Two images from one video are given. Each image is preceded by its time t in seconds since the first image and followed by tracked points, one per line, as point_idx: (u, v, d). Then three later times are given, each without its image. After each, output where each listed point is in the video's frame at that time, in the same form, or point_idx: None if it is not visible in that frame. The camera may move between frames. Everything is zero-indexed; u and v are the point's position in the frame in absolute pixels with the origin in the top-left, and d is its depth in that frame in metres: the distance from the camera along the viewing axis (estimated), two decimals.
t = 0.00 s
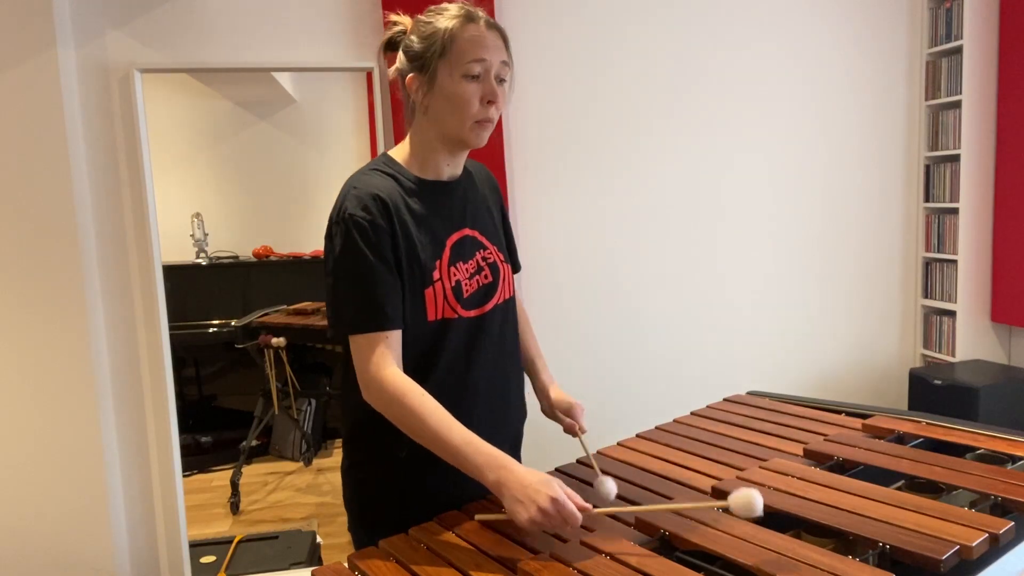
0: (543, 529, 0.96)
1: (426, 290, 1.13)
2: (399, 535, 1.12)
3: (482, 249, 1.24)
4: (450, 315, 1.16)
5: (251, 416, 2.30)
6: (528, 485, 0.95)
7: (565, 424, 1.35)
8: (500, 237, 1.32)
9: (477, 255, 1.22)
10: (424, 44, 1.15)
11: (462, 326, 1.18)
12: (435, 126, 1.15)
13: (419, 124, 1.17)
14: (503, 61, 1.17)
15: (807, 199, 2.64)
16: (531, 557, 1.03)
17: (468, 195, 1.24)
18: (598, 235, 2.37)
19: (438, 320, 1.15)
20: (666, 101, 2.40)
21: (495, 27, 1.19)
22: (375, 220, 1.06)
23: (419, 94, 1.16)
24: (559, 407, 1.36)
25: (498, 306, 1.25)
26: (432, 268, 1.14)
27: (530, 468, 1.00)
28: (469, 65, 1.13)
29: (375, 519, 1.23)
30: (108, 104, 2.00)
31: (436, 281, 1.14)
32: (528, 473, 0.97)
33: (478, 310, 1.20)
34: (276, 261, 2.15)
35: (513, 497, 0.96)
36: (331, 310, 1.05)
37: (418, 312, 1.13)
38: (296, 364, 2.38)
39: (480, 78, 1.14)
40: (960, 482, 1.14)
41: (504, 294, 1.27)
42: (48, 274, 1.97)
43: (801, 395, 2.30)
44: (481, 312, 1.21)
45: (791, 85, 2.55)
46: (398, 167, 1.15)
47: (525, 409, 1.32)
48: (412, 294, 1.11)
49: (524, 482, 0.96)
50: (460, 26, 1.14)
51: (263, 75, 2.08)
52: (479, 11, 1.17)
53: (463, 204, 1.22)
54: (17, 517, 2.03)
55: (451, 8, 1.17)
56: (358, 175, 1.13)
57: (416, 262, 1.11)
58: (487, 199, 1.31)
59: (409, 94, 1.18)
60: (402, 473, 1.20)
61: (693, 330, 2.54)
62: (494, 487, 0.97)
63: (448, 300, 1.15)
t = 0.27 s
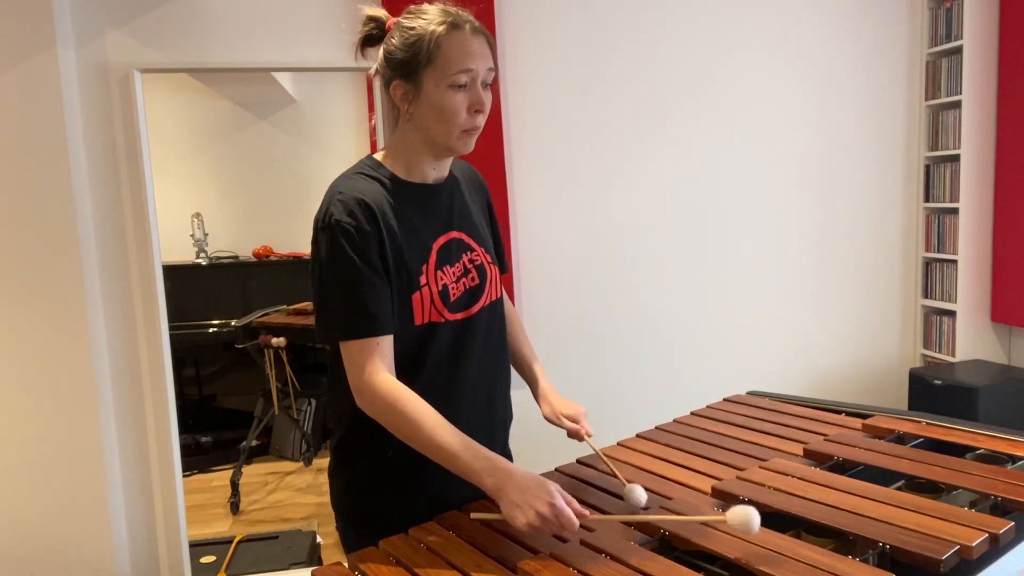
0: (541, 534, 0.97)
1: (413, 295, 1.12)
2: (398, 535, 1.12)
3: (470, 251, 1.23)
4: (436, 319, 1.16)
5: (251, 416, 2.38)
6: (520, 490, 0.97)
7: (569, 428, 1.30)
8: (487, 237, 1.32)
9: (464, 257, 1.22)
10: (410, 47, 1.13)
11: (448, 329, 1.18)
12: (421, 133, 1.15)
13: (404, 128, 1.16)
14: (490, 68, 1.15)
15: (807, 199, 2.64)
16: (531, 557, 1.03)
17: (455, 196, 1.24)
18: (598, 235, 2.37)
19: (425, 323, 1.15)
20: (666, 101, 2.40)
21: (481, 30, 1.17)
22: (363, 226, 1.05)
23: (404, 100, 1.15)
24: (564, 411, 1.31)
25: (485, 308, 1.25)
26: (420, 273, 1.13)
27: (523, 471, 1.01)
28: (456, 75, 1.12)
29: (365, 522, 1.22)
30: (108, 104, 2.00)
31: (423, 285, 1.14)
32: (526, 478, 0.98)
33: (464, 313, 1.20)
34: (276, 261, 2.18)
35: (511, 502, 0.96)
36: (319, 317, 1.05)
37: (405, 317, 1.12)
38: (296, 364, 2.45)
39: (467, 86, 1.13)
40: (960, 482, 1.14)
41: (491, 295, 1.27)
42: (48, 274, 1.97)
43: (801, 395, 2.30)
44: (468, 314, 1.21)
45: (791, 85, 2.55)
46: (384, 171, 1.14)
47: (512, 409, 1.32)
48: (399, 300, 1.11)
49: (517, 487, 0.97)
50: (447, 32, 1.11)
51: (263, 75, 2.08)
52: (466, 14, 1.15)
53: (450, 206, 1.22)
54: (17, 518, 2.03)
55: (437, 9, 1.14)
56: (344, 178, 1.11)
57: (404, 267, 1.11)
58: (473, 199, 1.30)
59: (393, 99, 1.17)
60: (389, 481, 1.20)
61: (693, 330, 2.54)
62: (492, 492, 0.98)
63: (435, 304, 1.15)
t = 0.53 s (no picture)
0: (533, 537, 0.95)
1: (432, 292, 1.12)
2: (398, 535, 1.12)
3: (488, 249, 1.23)
4: (456, 316, 1.15)
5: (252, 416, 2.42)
6: (517, 493, 0.95)
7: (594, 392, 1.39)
8: (507, 235, 1.31)
9: (483, 254, 1.21)
10: (436, 57, 1.11)
11: (467, 326, 1.17)
12: (441, 142, 1.15)
13: (425, 135, 1.16)
14: (515, 83, 1.14)
15: (807, 199, 2.64)
16: (531, 557, 1.04)
17: (474, 194, 1.23)
18: (597, 235, 2.37)
19: (445, 320, 1.14)
20: (665, 101, 2.40)
21: (508, 42, 1.15)
22: (381, 225, 1.06)
23: (427, 107, 1.14)
24: (585, 379, 1.40)
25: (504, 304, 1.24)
26: (440, 270, 1.13)
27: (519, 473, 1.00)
28: (481, 91, 1.10)
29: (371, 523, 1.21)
30: (108, 104, 2.00)
31: (443, 282, 1.13)
32: (524, 484, 0.96)
33: (484, 310, 1.20)
34: (276, 261, 2.21)
35: (504, 506, 0.95)
36: (336, 315, 1.05)
37: (425, 314, 1.12)
38: (296, 364, 2.48)
39: (491, 101, 1.12)
40: (960, 483, 1.14)
41: (510, 292, 1.26)
42: (48, 274, 1.97)
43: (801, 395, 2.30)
44: (487, 311, 1.20)
45: (791, 85, 2.55)
46: (404, 173, 1.14)
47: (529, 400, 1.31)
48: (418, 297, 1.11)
49: (513, 491, 0.95)
50: (475, 47, 1.09)
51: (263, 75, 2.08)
52: (494, 26, 1.12)
53: (469, 204, 1.21)
54: (17, 518, 2.03)
55: (467, 20, 1.12)
56: (364, 180, 1.12)
57: (423, 265, 1.11)
58: (492, 196, 1.29)
59: (416, 103, 1.15)
60: (405, 475, 1.20)
61: (692, 329, 2.53)
62: (486, 493, 0.97)
63: (455, 301, 1.14)
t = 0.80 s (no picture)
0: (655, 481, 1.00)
1: (485, 295, 1.13)
2: (399, 535, 1.12)
3: (532, 254, 1.23)
4: (503, 319, 1.16)
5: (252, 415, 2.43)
6: (632, 450, 0.99)
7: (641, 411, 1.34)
8: (547, 242, 1.32)
9: (528, 260, 1.22)
10: (486, 68, 1.12)
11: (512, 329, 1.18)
12: (489, 149, 1.15)
13: (473, 143, 1.16)
14: (561, 94, 1.14)
15: (807, 199, 2.64)
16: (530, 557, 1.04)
17: (520, 200, 1.24)
18: (597, 235, 2.38)
19: (494, 323, 1.15)
20: (665, 101, 2.39)
21: (555, 54, 1.15)
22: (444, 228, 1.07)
23: (475, 115, 1.15)
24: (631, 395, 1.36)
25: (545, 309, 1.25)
26: (492, 274, 1.14)
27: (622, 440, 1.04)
28: (527, 100, 1.10)
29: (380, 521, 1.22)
30: (108, 103, 1.99)
31: (495, 286, 1.14)
32: (632, 433, 1.01)
33: (528, 314, 1.21)
34: (276, 261, 2.25)
35: (624, 456, 0.99)
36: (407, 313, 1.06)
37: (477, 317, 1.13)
38: (296, 364, 2.40)
39: (536, 110, 1.12)
40: (960, 482, 1.14)
41: (551, 297, 1.27)
42: (49, 274, 1.97)
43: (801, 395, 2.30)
44: (529, 315, 1.21)
45: (792, 84, 2.55)
46: (458, 178, 1.14)
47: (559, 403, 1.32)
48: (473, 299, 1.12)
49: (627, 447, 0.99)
50: (523, 58, 1.10)
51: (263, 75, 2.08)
52: (542, 39, 1.13)
53: (516, 209, 1.22)
54: (18, 518, 2.03)
55: (516, 32, 1.12)
56: (423, 183, 1.13)
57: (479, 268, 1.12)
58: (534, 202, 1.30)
59: (465, 112, 1.16)
60: (430, 453, 1.22)
61: (692, 329, 2.53)
62: (601, 450, 1.01)
63: (504, 305, 1.15)
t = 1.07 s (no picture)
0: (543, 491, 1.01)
1: (495, 295, 1.13)
2: (399, 535, 1.12)
3: (555, 260, 1.22)
4: (517, 322, 1.16)
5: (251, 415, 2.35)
6: (528, 443, 1.00)
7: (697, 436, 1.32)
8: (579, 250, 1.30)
9: (550, 265, 1.21)
10: (519, 76, 1.13)
11: (528, 333, 1.18)
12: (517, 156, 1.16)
13: (505, 149, 1.17)
14: (592, 105, 1.13)
15: (807, 199, 2.64)
16: (530, 557, 1.03)
17: (548, 205, 1.24)
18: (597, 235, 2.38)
19: (506, 324, 1.15)
20: (666, 100, 2.40)
21: (589, 65, 1.14)
22: (448, 225, 1.09)
23: (506, 121, 1.15)
24: (688, 418, 1.31)
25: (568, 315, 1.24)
26: (505, 275, 1.14)
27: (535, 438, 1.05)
28: (555, 109, 1.10)
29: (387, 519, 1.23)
30: (108, 102, 1.99)
31: (507, 287, 1.14)
32: (529, 440, 1.01)
33: (546, 319, 1.20)
34: (277, 261, 2.24)
35: (515, 464, 1.00)
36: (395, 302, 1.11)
37: (486, 315, 1.14)
38: (296, 364, 2.35)
39: (564, 120, 1.12)
40: (960, 482, 1.14)
41: (575, 304, 1.25)
42: (49, 274, 1.97)
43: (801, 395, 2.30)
44: (549, 320, 1.20)
45: (793, 85, 2.56)
46: (483, 180, 1.16)
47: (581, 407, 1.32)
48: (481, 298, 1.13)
49: (524, 441, 1.01)
50: (554, 68, 1.10)
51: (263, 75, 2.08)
52: (576, 49, 1.13)
53: (541, 213, 1.22)
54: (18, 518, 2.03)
55: (551, 41, 1.13)
56: (444, 182, 1.16)
57: (489, 267, 1.13)
58: (567, 208, 1.29)
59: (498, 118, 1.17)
60: (448, 444, 1.24)
61: (693, 329, 2.53)
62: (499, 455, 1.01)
63: (517, 307, 1.15)
